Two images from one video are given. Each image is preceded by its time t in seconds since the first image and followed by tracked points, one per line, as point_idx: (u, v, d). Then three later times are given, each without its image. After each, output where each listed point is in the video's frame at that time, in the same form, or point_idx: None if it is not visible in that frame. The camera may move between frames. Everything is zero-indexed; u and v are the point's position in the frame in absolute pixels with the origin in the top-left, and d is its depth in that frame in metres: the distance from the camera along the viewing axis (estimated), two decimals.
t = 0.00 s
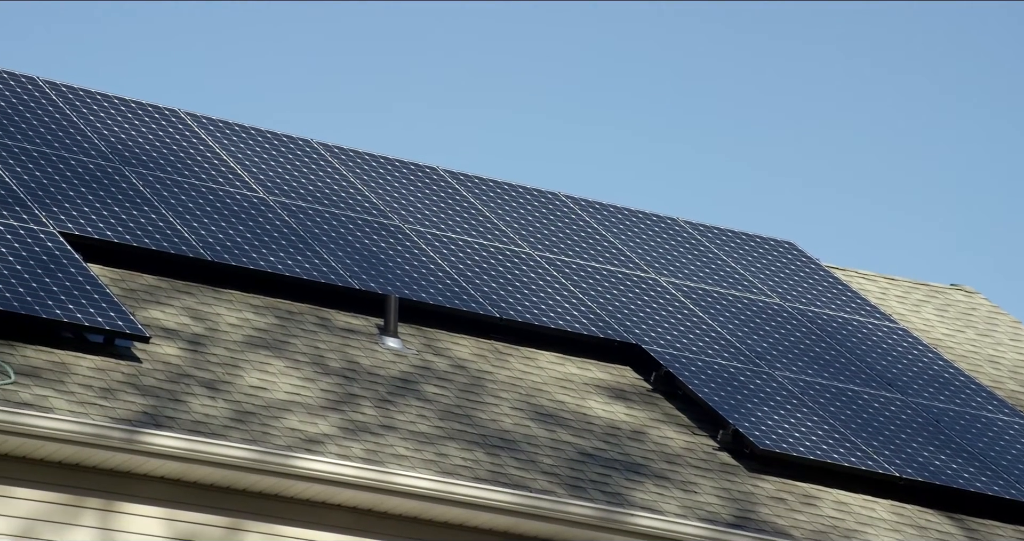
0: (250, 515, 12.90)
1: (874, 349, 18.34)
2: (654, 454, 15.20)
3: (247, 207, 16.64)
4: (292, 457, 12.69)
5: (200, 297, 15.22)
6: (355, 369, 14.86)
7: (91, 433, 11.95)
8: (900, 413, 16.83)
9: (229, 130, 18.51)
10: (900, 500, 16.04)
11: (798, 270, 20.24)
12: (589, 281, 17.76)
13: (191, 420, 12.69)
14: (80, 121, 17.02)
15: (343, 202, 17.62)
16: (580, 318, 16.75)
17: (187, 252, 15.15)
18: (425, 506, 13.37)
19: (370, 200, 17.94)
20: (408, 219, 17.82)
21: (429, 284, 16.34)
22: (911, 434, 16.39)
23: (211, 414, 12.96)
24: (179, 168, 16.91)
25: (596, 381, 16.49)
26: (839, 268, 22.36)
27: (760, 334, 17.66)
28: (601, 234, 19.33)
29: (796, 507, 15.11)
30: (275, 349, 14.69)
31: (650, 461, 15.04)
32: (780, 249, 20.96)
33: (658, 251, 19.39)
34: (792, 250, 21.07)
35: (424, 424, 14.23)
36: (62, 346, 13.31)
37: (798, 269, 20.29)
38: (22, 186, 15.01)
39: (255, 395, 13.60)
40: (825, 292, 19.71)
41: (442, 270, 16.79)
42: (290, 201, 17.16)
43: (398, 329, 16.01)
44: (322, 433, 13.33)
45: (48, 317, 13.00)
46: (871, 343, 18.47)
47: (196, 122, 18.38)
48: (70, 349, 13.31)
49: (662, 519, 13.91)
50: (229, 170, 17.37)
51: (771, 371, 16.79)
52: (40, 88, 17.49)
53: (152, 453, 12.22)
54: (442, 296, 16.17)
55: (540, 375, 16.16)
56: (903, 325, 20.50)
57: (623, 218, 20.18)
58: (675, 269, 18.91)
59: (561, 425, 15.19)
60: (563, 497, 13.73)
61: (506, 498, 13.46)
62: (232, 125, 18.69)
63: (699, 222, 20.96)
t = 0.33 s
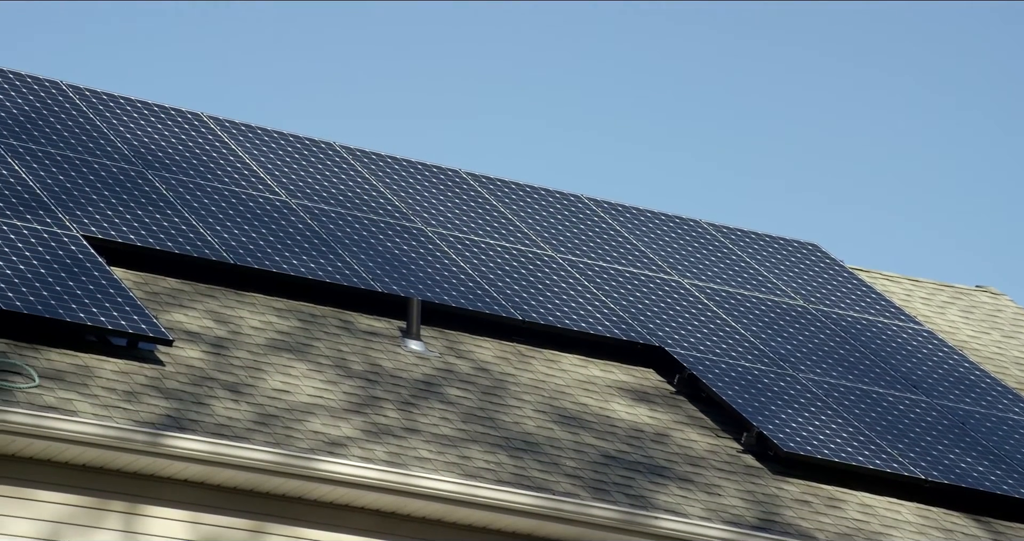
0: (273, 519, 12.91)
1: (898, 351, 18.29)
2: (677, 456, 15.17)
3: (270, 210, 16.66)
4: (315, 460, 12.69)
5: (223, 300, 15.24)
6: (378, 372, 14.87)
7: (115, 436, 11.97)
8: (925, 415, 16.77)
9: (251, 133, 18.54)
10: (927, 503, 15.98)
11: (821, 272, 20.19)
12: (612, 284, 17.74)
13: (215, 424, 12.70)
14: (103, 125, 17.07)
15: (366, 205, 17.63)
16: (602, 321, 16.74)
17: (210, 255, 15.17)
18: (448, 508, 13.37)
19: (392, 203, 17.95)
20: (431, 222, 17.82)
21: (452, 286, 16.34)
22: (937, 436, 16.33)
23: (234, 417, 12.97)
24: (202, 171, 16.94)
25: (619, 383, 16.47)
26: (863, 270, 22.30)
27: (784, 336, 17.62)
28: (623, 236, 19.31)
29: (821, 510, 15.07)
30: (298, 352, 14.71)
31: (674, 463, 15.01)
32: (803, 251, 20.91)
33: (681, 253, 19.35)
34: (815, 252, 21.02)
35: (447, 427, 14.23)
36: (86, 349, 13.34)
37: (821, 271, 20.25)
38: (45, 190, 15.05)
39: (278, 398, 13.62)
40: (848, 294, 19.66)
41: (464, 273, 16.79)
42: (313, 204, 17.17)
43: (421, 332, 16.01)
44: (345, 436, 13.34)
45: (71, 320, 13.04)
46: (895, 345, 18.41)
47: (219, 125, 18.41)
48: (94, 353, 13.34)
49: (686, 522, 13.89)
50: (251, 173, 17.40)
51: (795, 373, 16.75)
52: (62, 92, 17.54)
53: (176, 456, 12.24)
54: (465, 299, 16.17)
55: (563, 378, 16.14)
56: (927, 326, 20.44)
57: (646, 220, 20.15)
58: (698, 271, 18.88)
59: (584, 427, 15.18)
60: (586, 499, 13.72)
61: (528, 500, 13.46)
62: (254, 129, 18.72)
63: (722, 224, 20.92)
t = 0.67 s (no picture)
0: (297, 523, 12.92)
1: (924, 354, 18.22)
2: (701, 460, 15.14)
3: (293, 214, 16.68)
4: (338, 464, 12.69)
5: (246, 305, 15.26)
6: (401, 376, 14.87)
7: (138, 441, 11.98)
8: (951, 419, 16.71)
9: (273, 137, 18.56)
10: (953, 507, 15.92)
11: (846, 275, 20.13)
12: (635, 287, 17.71)
13: (238, 428, 12.71)
14: (126, 131, 17.10)
15: (388, 209, 17.63)
16: (625, 324, 16.71)
17: (233, 259, 15.19)
18: (471, 512, 13.36)
19: (415, 207, 17.94)
20: (453, 226, 17.81)
21: (475, 290, 16.34)
22: (963, 440, 16.27)
23: (257, 421, 12.98)
24: (225, 176, 16.96)
25: (643, 387, 16.44)
26: (888, 273, 22.23)
27: (808, 340, 17.58)
28: (646, 240, 19.28)
29: (846, 514, 15.02)
30: (321, 356, 14.71)
31: (697, 467, 14.98)
32: (827, 254, 20.86)
33: (704, 257, 19.32)
34: (840, 255, 20.97)
35: (470, 431, 14.22)
36: (109, 354, 13.37)
37: (846, 274, 20.19)
38: (69, 194, 15.09)
39: (301, 403, 13.62)
40: (873, 297, 19.60)
41: (487, 277, 16.78)
42: (335, 209, 17.18)
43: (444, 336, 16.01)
44: (368, 440, 13.34)
45: (95, 325, 13.06)
46: (921, 349, 18.35)
47: (241, 130, 18.45)
48: (117, 357, 13.36)
49: (710, 526, 13.85)
50: (274, 178, 17.42)
51: (819, 377, 16.70)
52: (86, 97, 17.59)
53: (199, 460, 12.25)
54: (488, 303, 16.16)
55: (586, 382, 16.12)
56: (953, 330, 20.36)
57: (669, 224, 20.12)
58: (721, 275, 18.85)
59: (608, 431, 15.16)
60: (609, 503, 13.70)
61: (551, 504, 13.44)
62: (277, 133, 18.74)
63: (745, 227, 20.88)
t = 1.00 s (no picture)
0: (318, 528, 12.92)
1: (947, 359, 18.16)
2: (722, 465, 15.11)
3: (313, 220, 16.69)
4: (359, 469, 12.69)
5: (266, 310, 15.26)
6: (421, 381, 14.86)
7: (159, 446, 12.00)
8: (974, 423, 16.65)
9: (294, 143, 18.58)
10: (975, 512, 15.86)
11: (867, 279, 20.08)
12: (655, 292, 17.68)
13: (258, 433, 12.72)
14: (147, 136, 17.14)
15: (408, 214, 17.64)
16: (646, 329, 16.68)
17: (253, 265, 15.20)
18: (491, 517, 13.35)
19: (435, 212, 17.94)
20: (474, 231, 17.81)
21: (495, 295, 16.33)
22: (986, 444, 16.21)
23: (278, 426, 12.98)
24: (245, 181, 16.98)
25: (663, 392, 16.42)
26: (911, 277, 22.16)
27: (830, 344, 17.53)
28: (667, 244, 19.25)
29: (868, 519, 14.96)
30: (342, 361, 14.71)
31: (719, 472, 14.95)
32: (849, 258, 20.80)
33: (725, 261, 19.28)
34: (861, 259, 20.91)
35: (490, 435, 14.21)
36: (130, 359, 13.38)
37: (867, 278, 20.14)
38: (90, 200, 15.12)
39: (321, 407, 13.62)
40: (895, 301, 19.54)
41: (507, 281, 16.77)
42: (356, 214, 17.19)
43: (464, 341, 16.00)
44: (388, 445, 13.34)
45: (116, 330, 13.08)
46: (943, 353, 18.29)
47: (262, 136, 18.47)
48: (138, 362, 13.37)
49: (731, 531, 13.82)
50: (294, 183, 17.43)
51: (841, 382, 16.65)
52: (107, 103, 17.63)
53: (219, 465, 12.26)
54: (508, 307, 16.15)
55: (606, 386, 16.10)
56: (975, 334, 20.29)
57: (690, 228, 20.09)
58: (742, 279, 18.81)
59: (628, 436, 15.13)
60: (630, 508, 13.68)
61: (572, 509, 13.43)
62: (297, 138, 18.76)
63: (766, 232, 20.83)
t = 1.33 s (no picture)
0: (338, 532, 12.92)
1: (969, 363, 18.10)
2: (743, 469, 15.07)
3: (333, 224, 16.69)
4: (379, 474, 12.68)
5: (286, 314, 15.27)
6: (441, 385, 14.85)
7: (179, 451, 12.00)
8: (997, 427, 16.59)
9: (313, 147, 18.59)
10: (998, 517, 15.80)
11: (889, 283, 20.03)
12: (675, 296, 17.65)
13: (278, 437, 12.71)
14: (167, 142, 17.16)
15: (428, 218, 17.63)
16: (666, 333, 16.66)
17: (273, 269, 15.21)
18: (511, 521, 13.33)
19: (454, 216, 17.94)
20: (493, 235, 17.80)
21: (514, 299, 16.32)
22: (1009, 448, 16.15)
23: (298, 430, 12.98)
24: (265, 186, 17.00)
25: (683, 396, 16.39)
26: (933, 281, 22.09)
27: (851, 348, 17.49)
28: (687, 248, 19.22)
29: (890, 523, 14.91)
30: (362, 365, 14.71)
31: (740, 476, 14.91)
32: (870, 262, 20.75)
33: (745, 264, 19.25)
34: (883, 263, 20.86)
35: (510, 440, 14.20)
36: (150, 364, 13.39)
37: (889, 282, 20.08)
38: (110, 205, 15.14)
39: (341, 412, 13.62)
40: (917, 305, 19.49)
41: (527, 285, 16.76)
42: (375, 218, 17.19)
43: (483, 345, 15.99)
44: (408, 449, 13.33)
45: (136, 335, 13.10)
46: (966, 357, 18.23)
47: (281, 140, 18.48)
48: (158, 367, 13.38)
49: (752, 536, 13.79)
50: (314, 187, 17.44)
51: (863, 386, 16.61)
52: (127, 108, 17.65)
53: (239, 469, 12.26)
54: (528, 312, 16.14)
55: (626, 391, 16.08)
56: (998, 337, 20.22)
57: (710, 232, 20.06)
58: (763, 283, 18.77)
59: (649, 440, 15.11)
60: (650, 512, 13.65)
61: (592, 513, 13.41)
62: (316, 143, 18.77)
63: (786, 235, 20.79)
